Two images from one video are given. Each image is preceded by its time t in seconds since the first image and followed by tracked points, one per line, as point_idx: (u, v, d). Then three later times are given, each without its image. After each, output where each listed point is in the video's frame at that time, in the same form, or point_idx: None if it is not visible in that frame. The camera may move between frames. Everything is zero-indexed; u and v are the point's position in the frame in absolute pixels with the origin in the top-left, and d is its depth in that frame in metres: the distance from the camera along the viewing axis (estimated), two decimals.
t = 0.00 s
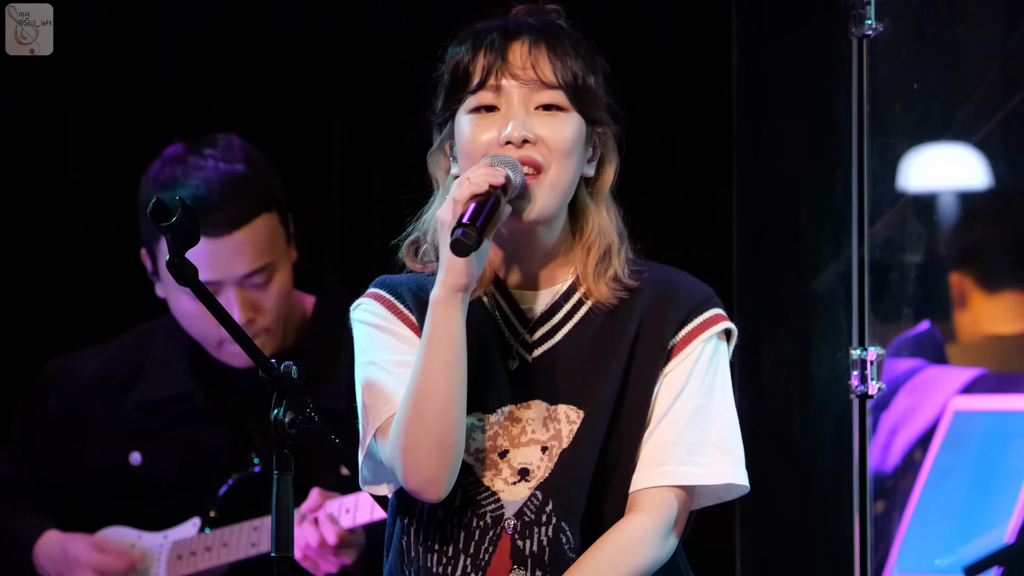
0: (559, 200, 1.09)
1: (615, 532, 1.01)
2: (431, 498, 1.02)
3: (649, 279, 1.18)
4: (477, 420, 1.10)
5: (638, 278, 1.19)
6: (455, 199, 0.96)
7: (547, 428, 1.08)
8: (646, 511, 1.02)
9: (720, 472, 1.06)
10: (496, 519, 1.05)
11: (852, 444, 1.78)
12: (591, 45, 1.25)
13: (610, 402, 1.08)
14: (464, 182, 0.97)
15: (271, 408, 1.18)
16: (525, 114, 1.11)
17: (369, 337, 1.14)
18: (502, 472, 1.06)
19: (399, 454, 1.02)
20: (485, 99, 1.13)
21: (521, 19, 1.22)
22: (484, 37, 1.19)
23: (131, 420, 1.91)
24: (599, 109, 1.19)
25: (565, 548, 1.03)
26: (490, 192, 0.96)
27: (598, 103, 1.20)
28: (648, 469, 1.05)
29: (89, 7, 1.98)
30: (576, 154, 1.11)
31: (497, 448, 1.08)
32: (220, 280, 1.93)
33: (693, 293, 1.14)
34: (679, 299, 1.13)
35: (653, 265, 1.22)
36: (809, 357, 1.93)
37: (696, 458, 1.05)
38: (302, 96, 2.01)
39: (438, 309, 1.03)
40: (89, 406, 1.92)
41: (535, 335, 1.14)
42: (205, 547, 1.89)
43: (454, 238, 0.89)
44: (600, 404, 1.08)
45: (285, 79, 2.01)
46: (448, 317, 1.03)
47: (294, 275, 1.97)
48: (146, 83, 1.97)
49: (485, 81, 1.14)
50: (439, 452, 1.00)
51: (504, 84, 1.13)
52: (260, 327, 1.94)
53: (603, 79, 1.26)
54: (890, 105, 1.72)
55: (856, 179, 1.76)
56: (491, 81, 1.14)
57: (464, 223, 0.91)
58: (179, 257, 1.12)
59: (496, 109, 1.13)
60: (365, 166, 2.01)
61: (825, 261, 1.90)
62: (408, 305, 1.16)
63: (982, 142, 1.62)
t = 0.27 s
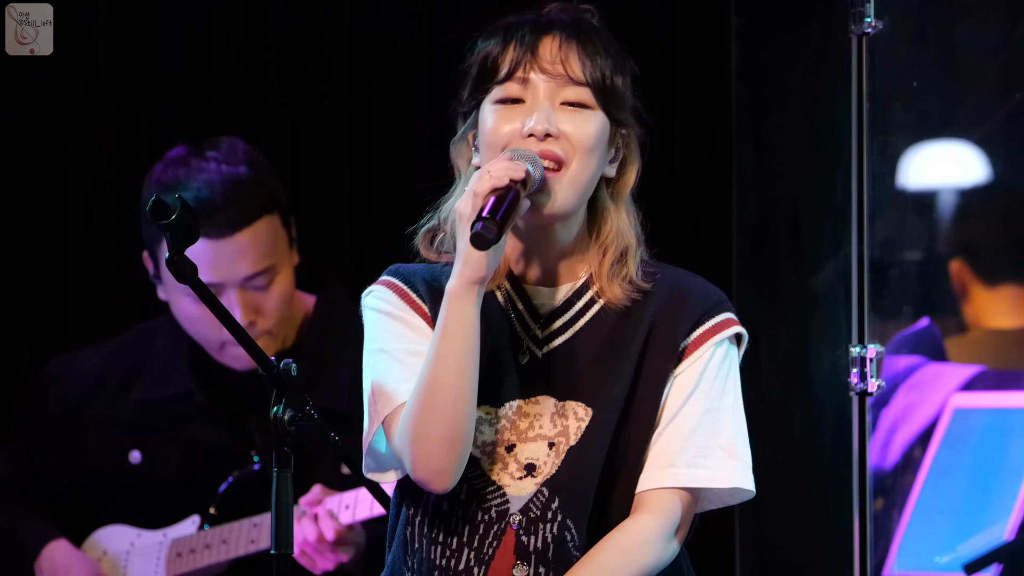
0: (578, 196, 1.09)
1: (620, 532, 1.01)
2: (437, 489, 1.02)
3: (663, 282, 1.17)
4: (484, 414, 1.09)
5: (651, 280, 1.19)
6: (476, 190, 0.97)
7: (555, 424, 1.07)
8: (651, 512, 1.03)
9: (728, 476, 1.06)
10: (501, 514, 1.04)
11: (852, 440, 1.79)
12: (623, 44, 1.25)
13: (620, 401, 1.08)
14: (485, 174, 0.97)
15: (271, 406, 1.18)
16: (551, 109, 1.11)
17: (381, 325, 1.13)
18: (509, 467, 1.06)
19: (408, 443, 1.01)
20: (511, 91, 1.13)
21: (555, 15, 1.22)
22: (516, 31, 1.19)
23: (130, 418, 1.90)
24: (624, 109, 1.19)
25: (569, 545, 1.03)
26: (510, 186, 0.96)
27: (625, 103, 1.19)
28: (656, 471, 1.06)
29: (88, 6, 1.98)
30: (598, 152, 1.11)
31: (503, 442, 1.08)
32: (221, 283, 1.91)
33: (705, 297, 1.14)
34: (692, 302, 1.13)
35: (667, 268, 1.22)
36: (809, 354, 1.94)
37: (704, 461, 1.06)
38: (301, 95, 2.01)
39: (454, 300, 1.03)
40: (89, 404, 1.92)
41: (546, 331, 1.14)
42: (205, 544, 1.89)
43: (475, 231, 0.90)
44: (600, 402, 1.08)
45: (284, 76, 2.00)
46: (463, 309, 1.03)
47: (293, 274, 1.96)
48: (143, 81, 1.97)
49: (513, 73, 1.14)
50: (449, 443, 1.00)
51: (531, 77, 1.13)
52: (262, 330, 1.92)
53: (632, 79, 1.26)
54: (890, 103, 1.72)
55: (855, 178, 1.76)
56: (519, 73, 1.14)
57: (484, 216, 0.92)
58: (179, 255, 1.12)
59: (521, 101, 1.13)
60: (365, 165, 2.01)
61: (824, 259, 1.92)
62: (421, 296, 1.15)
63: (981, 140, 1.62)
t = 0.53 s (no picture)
0: (595, 195, 1.09)
1: (625, 529, 1.01)
2: (447, 483, 1.02)
3: (677, 283, 1.18)
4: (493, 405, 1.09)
5: (666, 282, 1.19)
6: (492, 188, 0.96)
7: (565, 419, 1.07)
8: (656, 511, 1.04)
9: (735, 480, 1.07)
10: (507, 507, 1.04)
11: (852, 430, 1.79)
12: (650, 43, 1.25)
13: (632, 396, 1.08)
14: (501, 171, 0.97)
15: (271, 400, 1.17)
16: (571, 107, 1.11)
17: (393, 313, 1.13)
18: (517, 460, 1.06)
19: (419, 437, 1.01)
20: (533, 86, 1.13)
21: (583, 10, 1.21)
22: (542, 25, 1.19)
23: (130, 412, 1.91)
24: (648, 108, 1.18)
25: (574, 541, 1.03)
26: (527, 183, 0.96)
27: (649, 103, 1.19)
28: (664, 470, 1.06)
29: None
30: (617, 151, 1.11)
31: (513, 434, 1.08)
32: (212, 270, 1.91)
33: (719, 299, 1.15)
34: (706, 304, 1.14)
35: (683, 271, 1.21)
36: (809, 348, 1.94)
37: (713, 464, 1.07)
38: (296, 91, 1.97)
39: (470, 296, 1.02)
40: (88, 398, 1.92)
41: (558, 325, 1.13)
42: (202, 535, 1.89)
43: (493, 230, 0.90)
44: (602, 395, 1.08)
45: (281, 69, 1.98)
46: (479, 303, 1.02)
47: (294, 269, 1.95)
48: (139, 76, 1.95)
49: (535, 69, 1.14)
50: (460, 439, 1.00)
51: (554, 73, 1.13)
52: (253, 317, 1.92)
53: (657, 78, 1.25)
54: (890, 97, 1.72)
55: (856, 171, 1.76)
56: (541, 70, 1.14)
57: (501, 215, 0.91)
58: (179, 249, 1.11)
59: (543, 97, 1.12)
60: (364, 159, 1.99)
61: (824, 252, 1.92)
62: (436, 284, 1.15)
63: (981, 133, 1.62)
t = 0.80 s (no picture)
0: (617, 202, 1.09)
1: (627, 534, 1.01)
2: (452, 482, 1.02)
3: (686, 289, 1.18)
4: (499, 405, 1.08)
5: (676, 288, 1.19)
6: (507, 188, 0.96)
7: (571, 421, 1.07)
8: (659, 516, 1.04)
9: (740, 488, 1.07)
10: (512, 508, 1.04)
11: (852, 432, 1.79)
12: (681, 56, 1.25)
13: (639, 402, 1.08)
14: (518, 172, 0.96)
15: (270, 403, 1.17)
16: (604, 111, 1.11)
17: (404, 310, 1.13)
18: (522, 461, 1.06)
19: (425, 435, 1.01)
20: (567, 87, 1.13)
21: (622, 15, 1.21)
22: (582, 27, 1.19)
23: (127, 413, 1.90)
24: (676, 121, 1.19)
25: (577, 544, 1.03)
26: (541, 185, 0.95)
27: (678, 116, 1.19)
28: (669, 476, 1.07)
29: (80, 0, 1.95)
30: (643, 160, 1.11)
31: (518, 435, 1.07)
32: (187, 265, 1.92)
33: (728, 306, 1.15)
34: (716, 311, 1.14)
35: (694, 277, 1.22)
36: (809, 350, 1.94)
37: (719, 471, 1.07)
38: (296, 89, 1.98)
39: (482, 296, 1.01)
40: (84, 400, 1.91)
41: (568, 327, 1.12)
42: (199, 538, 1.89)
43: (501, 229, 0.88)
44: (606, 399, 1.08)
45: (281, 70, 1.97)
46: (490, 304, 1.01)
47: (294, 271, 1.95)
48: (137, 75, 1.93)
49: (571, 70, 1.14)
50: (466, 438, 0.99)
51: (590, 76, 1.13)
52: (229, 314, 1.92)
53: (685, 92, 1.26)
54: (890, 100, 1.72)
55: (855, 173, 1.76)
56: (579, 71, 1.14)
57: (512, 214, 0.90)
58: (179, 251, 1.11)
59: (576, 99, 1.12)
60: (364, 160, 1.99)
61: (823, 255, 1.92)
62: (446, 282, 1.15)
63: (981, 137, 1.62)
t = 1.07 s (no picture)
0: (613, 205, 1.08)
1: (630, 539, 1.01)
2: (453, 490, 1.01)
3: (687, 296, 1.18)
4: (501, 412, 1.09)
5: (677, 295, 1.18)
6: (511, 201, 0.95)
7: (572, 427, 1.07)
8: (660, 520, 1.04)
9: (741, 492, 1.07)
10: (513, 514, 1.04)
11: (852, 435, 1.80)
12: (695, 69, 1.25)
13: (642, 406, 1.08)
14: (522, 182, 0.96)
15: (270, 406, 1.17)
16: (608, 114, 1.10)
17: (406, 316, 1.13)
18: (524, 467, 1.06)
19: (427, 443, 1.01)
20: (573, 87, 1.13)
21: (639, 22, 1.22)
22: (597, 31, 1.19)
23: (124, 414, 1.89)
24: (682, 131, 1.19)
25: (578, 549, 1.03)
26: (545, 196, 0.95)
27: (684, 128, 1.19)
28: (669, 481, 1.07)
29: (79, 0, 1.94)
30: (642, 166, 1.10)
31: (520, 441, 1.08)
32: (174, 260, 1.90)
33: (730, 312, 1.15)
34: (718, 316, 1.14)
35: (697, 283, 1.21)
36: (807, 352, 1.94)
37: (720, 476, 1.07)
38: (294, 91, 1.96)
39: (486, 306, 1.01)
40: (81, 401, 1.90)
41: (569, 333, 1.13)
42: (193, 537, 1.88)
43: (504, 242, 0.88)
44: (608, 403, 1.08)
45: (281, 70, 1.96)
46: (496, 314, 1.01)
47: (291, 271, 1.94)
48: (137, 76, 1.93)
49: (579, 72, 1.15)
50: (468, 447, 0.99)
51: (597, 79, 1.13)
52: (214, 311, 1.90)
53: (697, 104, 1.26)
54: (889, 103, 1.72)
55: (855, 175, 1.76)
56: (586, 73, 1.14)
57: (515, 227, 0.89)
58: (178, 255, 1.11)
59: (579, 101, 1.12)
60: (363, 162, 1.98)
61: (824, 259, 1.93)
62: (448, 286, 1.15)
63: (979, 139, 1.62)
